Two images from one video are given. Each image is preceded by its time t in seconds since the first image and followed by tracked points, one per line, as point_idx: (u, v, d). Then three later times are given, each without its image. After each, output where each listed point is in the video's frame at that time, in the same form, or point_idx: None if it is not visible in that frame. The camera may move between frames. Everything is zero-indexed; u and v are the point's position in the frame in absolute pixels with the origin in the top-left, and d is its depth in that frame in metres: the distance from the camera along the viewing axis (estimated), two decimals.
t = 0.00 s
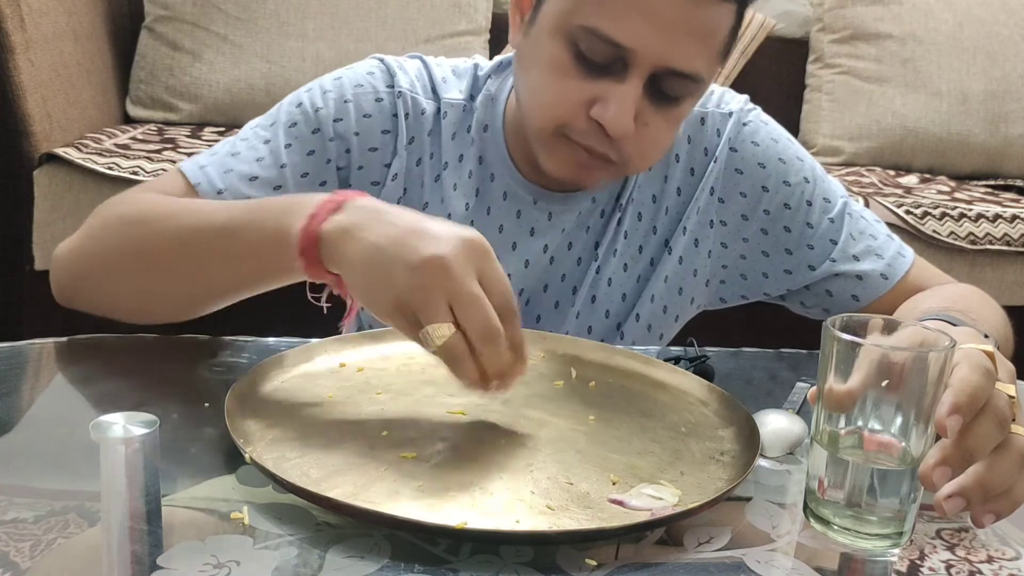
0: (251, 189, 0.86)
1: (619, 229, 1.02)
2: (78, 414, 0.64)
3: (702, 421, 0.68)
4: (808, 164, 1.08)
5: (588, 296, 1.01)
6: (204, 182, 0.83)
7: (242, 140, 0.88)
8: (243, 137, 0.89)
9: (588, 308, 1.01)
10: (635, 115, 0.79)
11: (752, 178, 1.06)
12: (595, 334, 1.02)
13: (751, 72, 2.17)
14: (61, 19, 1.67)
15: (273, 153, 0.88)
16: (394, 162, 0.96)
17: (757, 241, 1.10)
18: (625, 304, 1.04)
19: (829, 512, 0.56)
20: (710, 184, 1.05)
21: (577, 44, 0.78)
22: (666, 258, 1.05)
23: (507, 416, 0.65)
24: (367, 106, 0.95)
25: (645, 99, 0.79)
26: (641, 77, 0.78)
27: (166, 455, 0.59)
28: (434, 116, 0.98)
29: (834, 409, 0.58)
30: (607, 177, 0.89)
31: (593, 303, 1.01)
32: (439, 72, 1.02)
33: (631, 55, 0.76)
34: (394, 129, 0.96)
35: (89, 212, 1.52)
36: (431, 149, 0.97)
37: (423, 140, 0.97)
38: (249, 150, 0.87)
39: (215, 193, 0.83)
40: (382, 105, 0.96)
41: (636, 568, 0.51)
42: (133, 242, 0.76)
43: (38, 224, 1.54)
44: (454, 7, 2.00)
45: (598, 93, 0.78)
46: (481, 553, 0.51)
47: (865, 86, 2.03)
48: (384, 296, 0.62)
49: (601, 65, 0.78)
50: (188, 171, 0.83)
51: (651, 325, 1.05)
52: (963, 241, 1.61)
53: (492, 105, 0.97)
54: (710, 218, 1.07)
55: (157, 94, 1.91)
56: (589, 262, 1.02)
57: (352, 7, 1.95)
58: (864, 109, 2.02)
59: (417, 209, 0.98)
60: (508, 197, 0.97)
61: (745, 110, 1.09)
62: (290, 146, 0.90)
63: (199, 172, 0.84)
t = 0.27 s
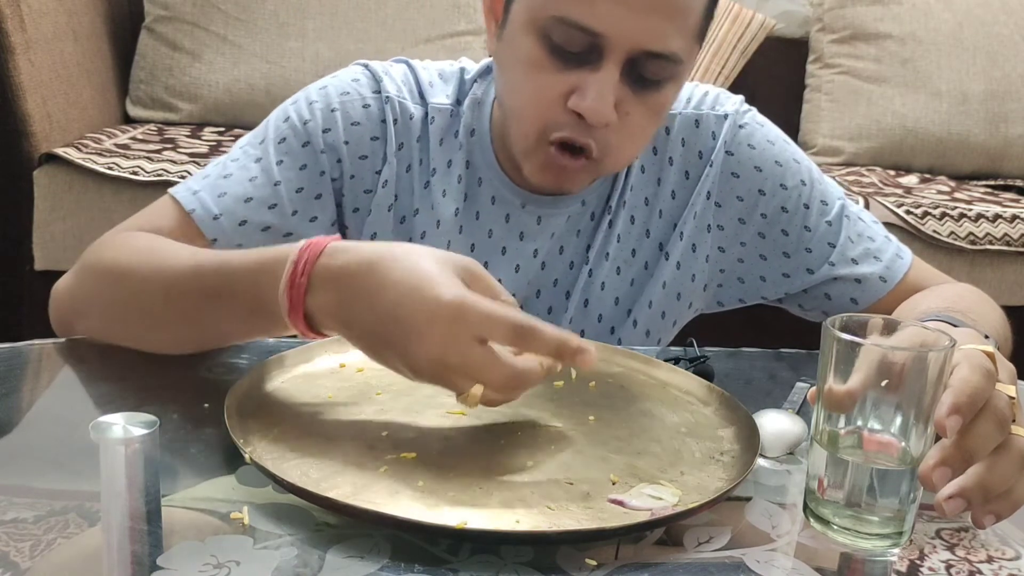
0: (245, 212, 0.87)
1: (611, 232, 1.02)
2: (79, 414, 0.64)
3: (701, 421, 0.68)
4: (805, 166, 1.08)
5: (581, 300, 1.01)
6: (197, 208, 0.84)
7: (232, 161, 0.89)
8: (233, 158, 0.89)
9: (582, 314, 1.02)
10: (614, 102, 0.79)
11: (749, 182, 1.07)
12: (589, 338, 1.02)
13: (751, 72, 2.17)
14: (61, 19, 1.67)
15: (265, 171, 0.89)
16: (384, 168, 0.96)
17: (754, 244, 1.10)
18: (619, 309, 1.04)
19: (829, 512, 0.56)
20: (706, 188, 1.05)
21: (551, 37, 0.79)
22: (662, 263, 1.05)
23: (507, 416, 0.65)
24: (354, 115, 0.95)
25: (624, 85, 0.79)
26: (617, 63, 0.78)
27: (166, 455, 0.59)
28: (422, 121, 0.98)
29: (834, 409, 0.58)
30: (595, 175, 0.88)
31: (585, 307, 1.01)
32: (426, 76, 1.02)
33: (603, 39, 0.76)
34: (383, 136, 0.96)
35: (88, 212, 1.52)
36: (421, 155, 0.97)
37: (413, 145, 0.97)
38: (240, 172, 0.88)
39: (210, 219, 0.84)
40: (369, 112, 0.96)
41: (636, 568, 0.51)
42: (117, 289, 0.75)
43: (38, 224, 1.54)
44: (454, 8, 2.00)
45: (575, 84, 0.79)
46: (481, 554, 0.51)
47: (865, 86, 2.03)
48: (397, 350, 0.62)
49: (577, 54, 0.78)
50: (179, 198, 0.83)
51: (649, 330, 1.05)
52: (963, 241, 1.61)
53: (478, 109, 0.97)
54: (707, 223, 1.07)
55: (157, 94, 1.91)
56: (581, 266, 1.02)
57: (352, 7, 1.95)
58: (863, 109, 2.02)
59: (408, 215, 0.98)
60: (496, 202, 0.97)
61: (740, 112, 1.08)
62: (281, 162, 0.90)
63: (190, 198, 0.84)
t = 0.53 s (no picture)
0: (235, 217, 0.86)
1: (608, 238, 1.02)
2: (79, 414, 0.64)
3: (701, 421, 0.68)
4: (804, 169, 1.08)
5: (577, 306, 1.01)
6: (186, 214, 0.83)
7: (222, 166, 0.88)
8: (223, 162, 0.89)
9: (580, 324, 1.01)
10: (598, 106, 0.78)
11: (748, 186, 1.07)
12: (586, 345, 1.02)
13: (751, 72, 2.17)
14: (61, 19, 1.67)
15: (255, 176, 0.88)
16: (377, 171, 0.96)
17: (753, 249, 1.10)
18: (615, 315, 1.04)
19: (829, 512, 0.56)
20: (705, 193, 1.05)
21: (530, 45, 0.78)
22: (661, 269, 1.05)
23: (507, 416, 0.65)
24: (346, 116, 0.95)
25: (607, 89, 0.79)
26: (598, 68, 0.77)
27: (167, 455, 0.59)
28: (416, 122, 0.98)
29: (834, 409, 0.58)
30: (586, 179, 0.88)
31: (582, 316, 1.01)
32: (421, 78, 1.02)
33: (583, 45, 0.76)
34: (376, 137, 0.96)
35: (88, 212, 1.52)
36: (414, 157, 0.98)
37: (406, 147, 0.97)
38: (230, 177, 0.87)
39: (199, 226, 0.83)
40: (362, 113, 0.95)
41: (636, 568, 0.51)
42: (116, 297, 0.76)
43: (37, 224, 1.54)
44: (454, 8, 2.00)
45: (558, 91, 0.79)
46: (480, 554, 0.51)
47: (865, 86, 2.03)
48: (419, 306, 0.64)
49: (558, 61, 0.78)
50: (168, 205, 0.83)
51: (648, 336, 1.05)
52: (963, 241, 1.61)
53: (473, 113, 0.98)
54: (706, 228, 1.07)
55: (157, 94, 1.91)
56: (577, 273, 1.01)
57: (352, 7, 1.95)
58: (864, 109, 2.02)
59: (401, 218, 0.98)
60: (490, 207, 0.97)
61: (738, 115, 1.08)
62: (272, 167, 0.89)
63: (178, 204, 0.84)
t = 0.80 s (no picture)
0: (222, 224, 0.86)
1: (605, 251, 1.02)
2: (79, 414, 0.64)
3: (701, 421, 0.68)
4: (807, 173, 1.07)
5: (576, 319, 1.01)
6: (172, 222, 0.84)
7: (212, 172, 0.88)
8: (214, 169, 0.89)
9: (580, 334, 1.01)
10: (579, 127, 0.74)
11: (750, 193, 1.06)
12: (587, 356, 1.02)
13: (751, 72, 2.17)
14: (61, 18, 1.67)
15: (244, 183, 0.88)
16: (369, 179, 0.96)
17: (756, 255, 1.10)
18: (615, 326, 1.05)
19: (829, 512, 0.56)
20: (706, 202, 1.05)
21: (510, 63, 0.75)
22: (661, 280, 1.05)
23: (507, 416, 0.65)
24: (339, 123, 0.94)
25: (590, 109, 0.75)
26: (580, 88, 0.73)
27: (167, 455, 0.59)
28: (410, 130, 0.98)
29: (834, 409, 0.58)
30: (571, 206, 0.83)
31: (581, 326, 1.02)
32: (419, 85, 1.01)
33: (563, 63, 0.72)
34: (369, 144, 0.96)
35: (88, 212, 1.52)
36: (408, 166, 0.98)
37: (400, 156, 0.97)
38: (220, 183, 0.87)
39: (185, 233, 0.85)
40: (355, 120, 0.95)
41: (636, 569, 0.51)
42: (113, 297, 0.75)
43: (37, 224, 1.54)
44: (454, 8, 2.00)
45: (538, 111, 0.75)
46: (480, 554, 0.51)
47: (865, 86, 2.03)
48: (450, 244, 0.68)
49: (538, 80, 0.74)
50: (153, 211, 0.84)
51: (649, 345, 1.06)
52: (963, 241, 1.61)
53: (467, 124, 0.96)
54: (706, 236, 1.07)
55: (157, 94, 1.91)
56: (576, 286, 1.01)
57: (352, 7, 1.95)
58: (864, 109, 2.02)
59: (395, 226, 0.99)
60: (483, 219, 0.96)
61: (739, 119, 1.07)
62: (262, 174, 0.89)
63: (166, 211, 0.85)
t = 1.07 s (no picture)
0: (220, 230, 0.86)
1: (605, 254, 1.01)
2: (79, 414, 0.64)
3: (701, 421, 0.68)
4: (807, 175, 1.07)
5: (576, 324, 1.01)
6: (169, 227, 0.84)
7: (208, 177, 0.88)
8: (210, 173, 0.89)
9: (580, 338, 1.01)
10: (576, 138, 0.74)
11: (750, 196, 1.06)
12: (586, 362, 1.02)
13: (751, 72, 2.17)
14: (61, 18, 1.67)
15: (239, 187, 0.88)
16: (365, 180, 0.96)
17: (756, 259, 1.10)
18: (615, 331, 1.04)
19: (829, 512, 0.56)
20: (706, 205, 1.05)
21: (505, 74, 0.75)
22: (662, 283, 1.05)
23: (507, 416, 0.65)
24: (335, 125, 0.94)
25: (586, 120, 0.75)
26: (576, 100, 0.73)
27: (167, 455, 0.59)
28: (408, 131, 0.97)
29: (834, 409, 0.58)
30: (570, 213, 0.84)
31: (581, 331, 1.01)
32: (416, 86, 1.01)
33: (558, 75, 0.72)
34: (366, 146, 0.96)
35: (88, 212, 1.52)
36: (405, 167, 0.97)
37: (398, 157, 0.97)
38: (216, 188, 0.87)
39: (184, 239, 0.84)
40: (351, 122, 0.95)
41: (635, 569, 0.51)
42: (105, 296, 0.76)
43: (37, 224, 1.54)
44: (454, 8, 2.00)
45: (534, 122, 0.75)
46: (480, 554, 0.51)
47: (865, 86, 2.03)
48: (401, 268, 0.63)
49: (534, 91, 0.74)
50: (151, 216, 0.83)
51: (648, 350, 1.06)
52: (963, 241, 1.61)
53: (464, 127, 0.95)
54: (706, 239, 1.07)
55: (157, 94, 1.91)
56: (576, 290, 1.01)
57: (353, 7, 1.95)
58: (863, 109, 2.02)
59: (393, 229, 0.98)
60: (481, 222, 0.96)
61: (739, 121, 1.07)
62: (257, 178, 0.89)
63: (164, 218, 0.84)
